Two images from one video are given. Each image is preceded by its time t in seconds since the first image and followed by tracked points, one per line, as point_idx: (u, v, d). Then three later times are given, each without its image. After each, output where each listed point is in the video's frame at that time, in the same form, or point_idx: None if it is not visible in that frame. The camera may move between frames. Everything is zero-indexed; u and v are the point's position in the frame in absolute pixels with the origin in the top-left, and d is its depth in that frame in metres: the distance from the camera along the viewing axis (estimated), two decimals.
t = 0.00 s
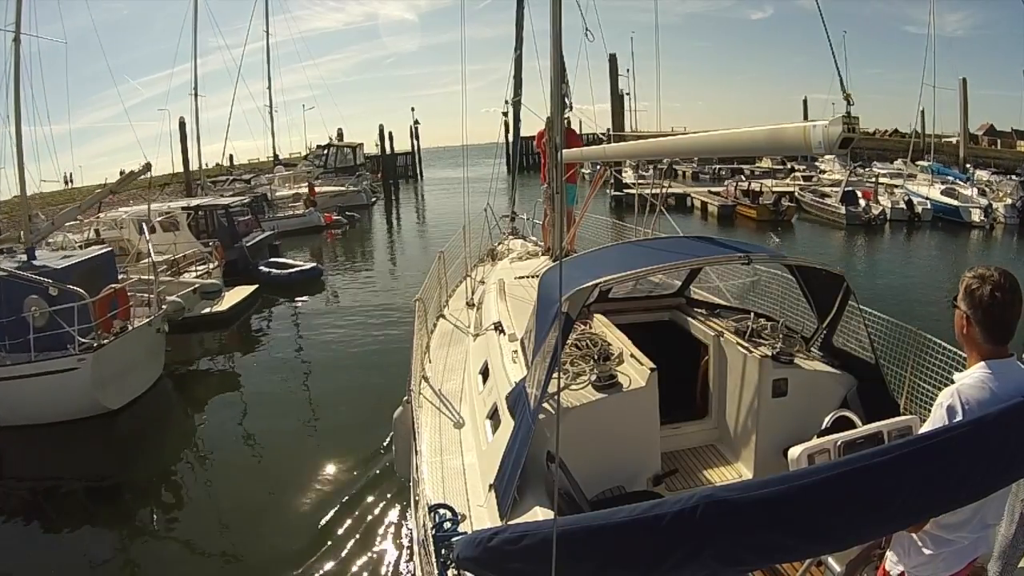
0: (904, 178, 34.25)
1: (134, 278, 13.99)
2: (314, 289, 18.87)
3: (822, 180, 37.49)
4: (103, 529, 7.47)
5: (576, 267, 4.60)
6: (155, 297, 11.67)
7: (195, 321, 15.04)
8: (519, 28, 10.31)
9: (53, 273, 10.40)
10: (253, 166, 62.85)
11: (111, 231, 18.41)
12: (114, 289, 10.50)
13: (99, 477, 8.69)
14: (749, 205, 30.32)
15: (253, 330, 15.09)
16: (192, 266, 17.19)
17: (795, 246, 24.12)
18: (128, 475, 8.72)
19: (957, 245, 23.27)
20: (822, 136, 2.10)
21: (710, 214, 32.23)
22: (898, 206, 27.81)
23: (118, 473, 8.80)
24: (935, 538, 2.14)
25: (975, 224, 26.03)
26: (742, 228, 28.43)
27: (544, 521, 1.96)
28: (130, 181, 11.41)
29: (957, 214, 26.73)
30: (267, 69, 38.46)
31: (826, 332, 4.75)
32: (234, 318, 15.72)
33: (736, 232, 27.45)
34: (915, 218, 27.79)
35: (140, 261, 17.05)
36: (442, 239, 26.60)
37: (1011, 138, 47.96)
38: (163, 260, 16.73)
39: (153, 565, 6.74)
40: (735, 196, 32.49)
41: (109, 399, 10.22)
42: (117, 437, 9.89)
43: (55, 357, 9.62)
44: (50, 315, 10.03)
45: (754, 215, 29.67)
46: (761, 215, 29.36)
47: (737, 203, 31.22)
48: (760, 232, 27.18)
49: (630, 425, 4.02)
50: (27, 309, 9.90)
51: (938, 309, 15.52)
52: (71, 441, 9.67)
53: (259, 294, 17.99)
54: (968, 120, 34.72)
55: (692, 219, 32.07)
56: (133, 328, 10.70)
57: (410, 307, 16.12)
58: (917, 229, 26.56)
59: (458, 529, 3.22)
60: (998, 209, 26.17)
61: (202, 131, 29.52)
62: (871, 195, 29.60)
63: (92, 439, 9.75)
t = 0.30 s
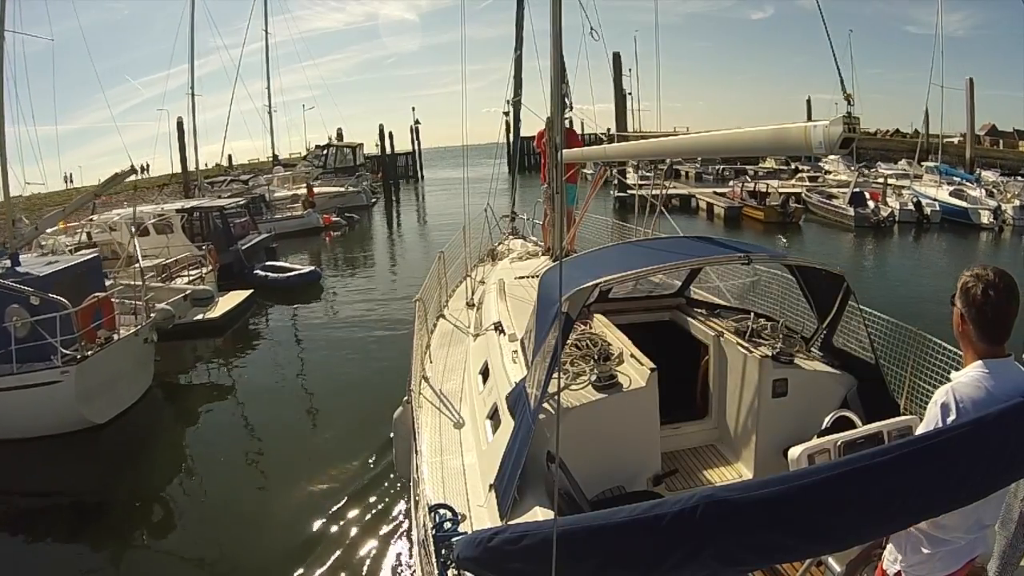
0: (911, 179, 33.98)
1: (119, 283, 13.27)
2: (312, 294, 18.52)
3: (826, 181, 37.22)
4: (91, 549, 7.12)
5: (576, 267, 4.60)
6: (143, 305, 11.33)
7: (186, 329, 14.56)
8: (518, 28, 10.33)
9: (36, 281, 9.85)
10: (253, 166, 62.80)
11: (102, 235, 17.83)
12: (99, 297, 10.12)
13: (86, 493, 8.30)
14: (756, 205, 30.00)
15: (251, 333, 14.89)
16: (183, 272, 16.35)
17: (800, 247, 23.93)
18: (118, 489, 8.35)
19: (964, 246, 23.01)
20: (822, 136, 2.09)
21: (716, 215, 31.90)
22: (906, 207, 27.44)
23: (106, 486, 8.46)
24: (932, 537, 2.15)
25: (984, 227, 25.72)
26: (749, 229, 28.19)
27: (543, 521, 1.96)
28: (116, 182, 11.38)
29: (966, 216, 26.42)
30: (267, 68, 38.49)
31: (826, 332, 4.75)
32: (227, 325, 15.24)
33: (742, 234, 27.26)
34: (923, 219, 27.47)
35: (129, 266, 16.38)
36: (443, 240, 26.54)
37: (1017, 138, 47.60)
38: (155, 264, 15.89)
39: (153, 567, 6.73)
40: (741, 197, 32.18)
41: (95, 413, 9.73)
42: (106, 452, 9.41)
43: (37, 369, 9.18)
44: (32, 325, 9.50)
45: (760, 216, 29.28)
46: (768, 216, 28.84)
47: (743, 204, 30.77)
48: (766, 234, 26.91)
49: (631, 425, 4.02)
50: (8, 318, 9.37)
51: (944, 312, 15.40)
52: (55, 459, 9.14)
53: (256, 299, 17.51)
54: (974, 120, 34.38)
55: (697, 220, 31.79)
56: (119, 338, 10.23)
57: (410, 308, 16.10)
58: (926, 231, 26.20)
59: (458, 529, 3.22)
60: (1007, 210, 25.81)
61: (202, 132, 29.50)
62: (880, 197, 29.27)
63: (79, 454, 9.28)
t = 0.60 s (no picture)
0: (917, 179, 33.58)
1: (106, 288, 13.01)
2: (310, 299, 18.09)
3: (830, 182, 36.94)
4: (79, 569, 6.78)
5: (577, 266, 4.61)
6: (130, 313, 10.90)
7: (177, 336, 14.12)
8: (519, 29, 10.34)
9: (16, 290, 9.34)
10: (253, 167, 62.90)
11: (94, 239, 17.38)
12: (84, 305, 9.69)
13: (73, 512, 7.95)
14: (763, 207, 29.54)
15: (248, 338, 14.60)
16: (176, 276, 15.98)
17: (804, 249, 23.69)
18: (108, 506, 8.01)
19: (971, 249, 22.74)
20: (822, 136, 2.10)
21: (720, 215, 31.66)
22: (913, 208, 26.93)
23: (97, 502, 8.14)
24: (933, 539, 2.14)
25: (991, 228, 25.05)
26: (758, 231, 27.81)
27: (544, 520, 1.96)
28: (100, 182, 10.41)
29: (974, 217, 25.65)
30: (266, 68, 38.41)
31: (826, 332, 4.74)
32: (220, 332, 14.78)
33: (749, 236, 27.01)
34: (931, 221, 26.95)
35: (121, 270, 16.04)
36: (444, 241, 26.44)
37: None
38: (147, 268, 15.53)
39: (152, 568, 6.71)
40: (746, 197, 31.96)
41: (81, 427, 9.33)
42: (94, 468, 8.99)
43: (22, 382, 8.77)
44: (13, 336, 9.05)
45: (766, 217, 28.83)
46: (774, 217, 28.41)
47: (750, 206, 30.12)
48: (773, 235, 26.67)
49: (631, 425, 4.02)
50: None
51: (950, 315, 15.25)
52: (40, 477, 8.68)
53: (251, 305, 17.22)
54: (981, 120, 33.99)
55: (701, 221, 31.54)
56: (105, 349, 9.77)
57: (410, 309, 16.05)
58: (933, 233, 25.77)
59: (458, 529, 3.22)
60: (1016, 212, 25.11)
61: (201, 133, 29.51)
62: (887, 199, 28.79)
63: (67, 472, 8.86)
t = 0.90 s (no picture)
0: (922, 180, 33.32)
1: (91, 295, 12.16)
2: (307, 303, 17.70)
3: (834, 182, 36.71)
4: None
5: (576, 267, 4.60)
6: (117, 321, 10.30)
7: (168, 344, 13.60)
8: (519, 29, 10.35)
9: None
10: (252, 167, 62.91)
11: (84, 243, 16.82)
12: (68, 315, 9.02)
13: (59, 525, 7.63)
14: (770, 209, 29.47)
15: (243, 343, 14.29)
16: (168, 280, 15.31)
17: (810, 251, 23.52)
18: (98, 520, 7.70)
19: (978, 251, 22.53)
20: (822, 136, 2.10)
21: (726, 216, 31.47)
22: (921, 209, 26.55)
23: (84, 514, 7.85)
24: (934, 539, 2.14)
25: (1001, 230, 24.75)
26: (766, 233, 27.70)
27: (544, 520, 1.96)
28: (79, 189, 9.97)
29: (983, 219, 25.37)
30: (263, 68, 38.29)
31: (826, 332, 4.74)
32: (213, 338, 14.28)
33: (753, 237, 26.96)
34: (939, 222, 26.56)
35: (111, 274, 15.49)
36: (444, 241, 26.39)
37: None
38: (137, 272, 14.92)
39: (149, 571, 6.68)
40: (751, 198, 31.80)
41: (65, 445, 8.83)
42: (81, 480, 8.66)
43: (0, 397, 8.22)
44: None
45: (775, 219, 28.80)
46: (783, 221, 28.40)
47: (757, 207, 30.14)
48: (780, 237, 26.53)
49: (631, 425, 4.02)
50: None
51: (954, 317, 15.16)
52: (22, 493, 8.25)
53: (246, 309, 16.84)
54: (987, 120, 33.66)
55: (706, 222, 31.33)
56: (89, 361, 9.27)
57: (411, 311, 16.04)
58: (941, 234, 25.47)
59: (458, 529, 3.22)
60: None
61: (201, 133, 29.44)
62: (896, 200, 28.61)
63: (51, 485, 8.46)
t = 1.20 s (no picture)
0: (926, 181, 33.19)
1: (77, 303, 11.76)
2: (305, 308, 17.29)
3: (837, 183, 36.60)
4: None
5: (576, 267, 4.60)
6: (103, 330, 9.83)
7: (158, 351, 13.32)
8: (518, 29, 10.36)
9: None
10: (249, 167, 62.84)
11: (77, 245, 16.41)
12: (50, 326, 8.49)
13: (44, 546, 7.27)
14: (777, 210, 29.33)
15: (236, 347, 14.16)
16: (160, 285, 14.59)
17: (817, 254, 23.41)
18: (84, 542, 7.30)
19: (985, 253, 22.35)
20: (822, 136, 2.10)
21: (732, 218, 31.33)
22: (929, 211, 26.31)
23: (73, 533, 7.54)
24: (933, 540, 2.14)
25: (1009, 232, 24.58)
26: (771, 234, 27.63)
27: (544, 520, 1.96)
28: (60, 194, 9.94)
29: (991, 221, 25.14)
30: (262, 67, 38.20)
31: (826, 332, 4.74)
32: (205, 345, 14.06)
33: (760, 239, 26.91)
34: (947, 224, 26.27)
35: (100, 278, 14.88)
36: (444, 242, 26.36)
37: None
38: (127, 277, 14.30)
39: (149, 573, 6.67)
40: (758, 200, 31.60)
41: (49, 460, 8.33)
42: (75, 492, 8.45)
43: None
44: None
45: (782, 221, 28.66)
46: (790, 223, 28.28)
47: (763, 209, 30.08)
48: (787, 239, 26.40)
49: (631, 425, 4.02)
50: None
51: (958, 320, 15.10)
52: (7, 514, 7.87)
53: (240, 314, 16.45)
54: (993, 120, 33.46)
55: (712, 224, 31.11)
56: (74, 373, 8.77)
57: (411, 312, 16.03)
58: (949, 237, 25.26)
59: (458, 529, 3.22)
60: None
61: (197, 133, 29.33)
62: (902, 202, 28.48)
63: (43, 501, 8.20)
